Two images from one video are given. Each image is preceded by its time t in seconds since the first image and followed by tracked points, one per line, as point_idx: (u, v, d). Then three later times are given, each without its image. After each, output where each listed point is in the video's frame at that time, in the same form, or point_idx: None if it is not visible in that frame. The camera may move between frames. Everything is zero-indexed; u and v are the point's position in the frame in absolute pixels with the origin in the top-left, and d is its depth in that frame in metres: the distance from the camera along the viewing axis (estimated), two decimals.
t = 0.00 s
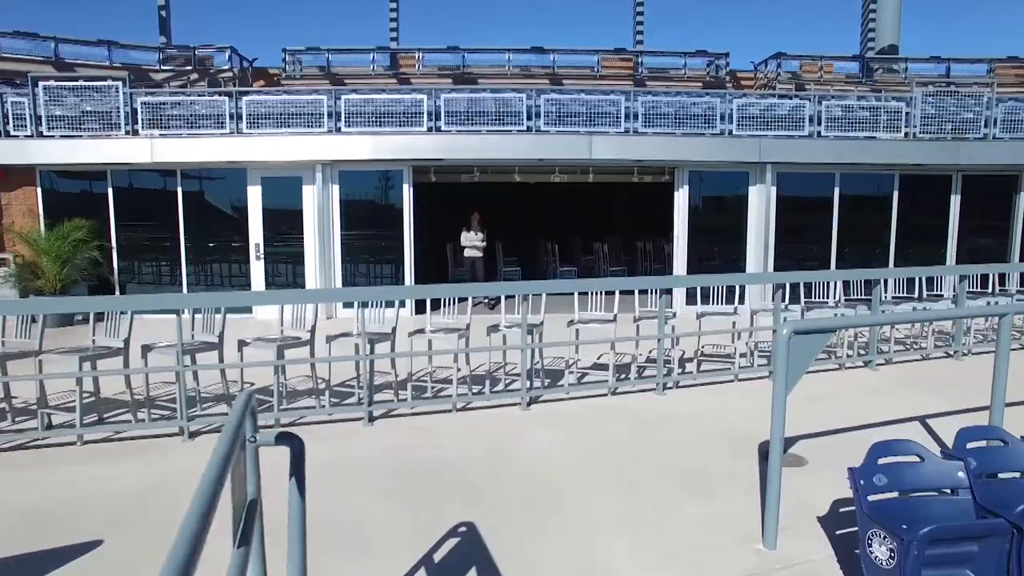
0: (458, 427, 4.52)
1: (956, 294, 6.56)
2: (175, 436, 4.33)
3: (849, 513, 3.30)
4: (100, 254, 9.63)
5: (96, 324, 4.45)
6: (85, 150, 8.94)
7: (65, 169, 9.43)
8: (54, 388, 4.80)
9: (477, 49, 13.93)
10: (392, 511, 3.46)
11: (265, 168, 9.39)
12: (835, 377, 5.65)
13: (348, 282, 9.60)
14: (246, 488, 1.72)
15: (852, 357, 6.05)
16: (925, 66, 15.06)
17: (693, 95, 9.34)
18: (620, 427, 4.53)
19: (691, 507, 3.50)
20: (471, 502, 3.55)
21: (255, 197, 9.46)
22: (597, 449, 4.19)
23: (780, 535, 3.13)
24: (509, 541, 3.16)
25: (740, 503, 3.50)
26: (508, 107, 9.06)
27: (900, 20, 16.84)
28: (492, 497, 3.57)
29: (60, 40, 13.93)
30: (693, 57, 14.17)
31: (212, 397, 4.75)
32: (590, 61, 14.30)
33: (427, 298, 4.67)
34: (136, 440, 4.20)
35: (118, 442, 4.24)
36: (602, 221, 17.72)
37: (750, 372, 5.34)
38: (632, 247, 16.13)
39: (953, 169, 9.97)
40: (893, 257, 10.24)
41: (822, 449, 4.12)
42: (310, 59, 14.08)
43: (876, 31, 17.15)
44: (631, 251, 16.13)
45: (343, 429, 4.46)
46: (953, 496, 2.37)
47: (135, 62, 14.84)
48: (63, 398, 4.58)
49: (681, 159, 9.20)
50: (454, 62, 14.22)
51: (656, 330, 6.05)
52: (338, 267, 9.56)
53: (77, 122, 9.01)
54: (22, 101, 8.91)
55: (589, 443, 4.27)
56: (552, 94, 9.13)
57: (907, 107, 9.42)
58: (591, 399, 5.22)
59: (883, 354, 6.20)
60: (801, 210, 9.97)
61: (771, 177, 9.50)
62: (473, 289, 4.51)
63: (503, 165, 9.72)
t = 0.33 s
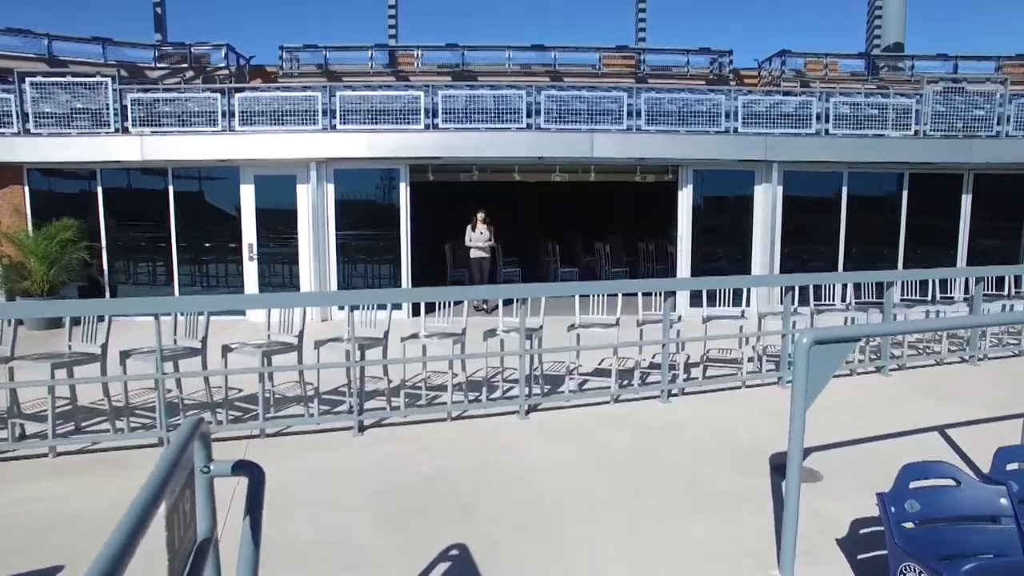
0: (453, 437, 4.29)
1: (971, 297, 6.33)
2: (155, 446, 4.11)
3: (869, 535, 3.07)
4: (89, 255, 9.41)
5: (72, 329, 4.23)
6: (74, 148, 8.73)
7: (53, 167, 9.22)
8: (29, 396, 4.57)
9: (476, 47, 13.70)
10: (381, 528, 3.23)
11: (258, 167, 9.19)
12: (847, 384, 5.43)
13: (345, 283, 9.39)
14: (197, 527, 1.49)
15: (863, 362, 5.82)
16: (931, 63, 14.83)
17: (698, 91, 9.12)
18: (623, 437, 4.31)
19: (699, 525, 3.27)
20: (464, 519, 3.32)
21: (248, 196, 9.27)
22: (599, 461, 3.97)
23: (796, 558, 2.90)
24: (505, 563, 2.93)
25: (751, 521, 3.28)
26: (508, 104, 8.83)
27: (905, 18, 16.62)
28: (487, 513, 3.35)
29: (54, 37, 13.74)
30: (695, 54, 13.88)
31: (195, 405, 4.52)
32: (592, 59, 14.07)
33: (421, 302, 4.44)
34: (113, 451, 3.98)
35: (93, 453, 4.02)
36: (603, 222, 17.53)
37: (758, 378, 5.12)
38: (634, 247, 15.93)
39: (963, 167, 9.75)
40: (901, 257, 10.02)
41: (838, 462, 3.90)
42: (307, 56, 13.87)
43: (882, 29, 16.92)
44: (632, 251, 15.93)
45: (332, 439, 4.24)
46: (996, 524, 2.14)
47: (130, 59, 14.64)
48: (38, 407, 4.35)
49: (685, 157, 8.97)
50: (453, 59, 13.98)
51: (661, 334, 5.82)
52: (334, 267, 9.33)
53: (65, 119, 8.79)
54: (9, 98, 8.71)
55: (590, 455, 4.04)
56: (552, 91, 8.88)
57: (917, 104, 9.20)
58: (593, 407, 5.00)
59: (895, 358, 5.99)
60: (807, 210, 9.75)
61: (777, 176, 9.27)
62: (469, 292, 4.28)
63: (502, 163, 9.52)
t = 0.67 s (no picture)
0: (453, 441, 4.19)
1: (982, 298, 6.22)
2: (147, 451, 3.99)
3: (884, 546, 2.96)
4: (86, 255, 9.32)
5: (63, 331, 4.13)
6: (71, 148, 8.65)
7: (49, 167, 9.14)
8: (19, 399, 4.48)
9: (477, 46, 13.60)
10: (377, 535, 3.12)
11: (257, 166, 9.10)
12: (855, 387, 5.32)
13: (344, 283, 9.29)
14: (176, 548, 1.39)
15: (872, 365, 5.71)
16: (936, 62, 14.73)
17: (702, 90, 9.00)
18: (627, 442, 4.21)
19: (707, 533, 3.16)
20: (464, 526, 3.22)
21: (246, 195, 9.19)
22: (603, 467, 3.86)
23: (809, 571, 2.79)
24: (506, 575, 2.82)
25: (762, 530, 3.17)
26: (510, 103, 8.72)
27: (909, 17, 16.50)
28: (488, 521, 3.25)
29: (52, 36, 13.65)
30: (698, 54, 13.76)
31: (190, 409, 4.42)
32: (594, 58, 13.97)
33: (421, 303, 4.33)
34: (104, 456, 3.88)
35: (83, 458, 3.91)
36: (605, 222, 17.43)
37: (764, 381, 5.02)
38: (636, 247, 15.83)
39: (971, 167, 9.63)
40: (908, 257, 9.91)
41: (850, 469, 3.79)
42: (308, 55, 13.79)
43: (886, 27, 16.81)
44: (635, 251, 15.84)
45: (329, 443, 4.14)
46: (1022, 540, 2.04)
47: (130, 58, 14.57)
48: (28, 411, 4.26)
49: (689, 156, 8.86)
50: (454, 59, 13.87)
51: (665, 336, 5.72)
52: (333, 267, 9.21)
53: (62, 118, 8.71)
54: (5, 96, 8.61)
55: (594, 461, 3.94)
56: (554, 88, 8.74)
57: (924, 103, 9.09)
58: (596, 411, 4.89)
59: (905, 361, 5.87)
60: (813, 210, 9.62)
61: (782, 175, 9.15)
62: (470, 293, 4.17)
63: (503, 163, 9.42)
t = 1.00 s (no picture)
0: (454, 445, 4.12)
1: (990, 300, 6.14)
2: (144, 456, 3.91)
3: (896, 556, 2.88)
4: (85, 255, 9.27)
5: (58, 332, 4.07)
6: (71, 147, 8.60)
7: (48, 166, 9.08)
8: (15, 402, 4.42)
9: (479, 45, 13.53)
10: (375, 541, 3.05)
11: (257, 165, 9.03)
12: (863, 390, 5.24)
13: (345, 283, 9.23)
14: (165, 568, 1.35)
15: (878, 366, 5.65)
16: (941, 61, 14.65)
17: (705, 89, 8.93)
18: (632, 446, 4.14)
19: (714, 539, 3.08)
20: (464, 531, 3.14)
21: (246, 195, 9.12)
22: (606, 472, 3.78)
23: None
24: None
25: (770, 537, 3.09)
26: (512, 102, 8.66)
27: (914, 15, 16.40)
28: (490, 527, 3.18)
29: (53, 35, 13.61)
30: (701, 53, 13.70)
31: (188, 412, 4.35)
32: (596, 58, 13.90)
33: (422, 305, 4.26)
34: (100, 460, 3.81)
35: (78, 463, 3.85)
36: (608, 222, 17.35)
37: (770, 384, 4.94)
38: (639, 247, 15.76)
39: (977, 167, 9.55)
40: (913, 258, 9.83)
41: (859, 475, 3.71)
42: (309, 55, 13.73)
43: (890, 26, 16.71)
44: (637, 252, 15.76)
45: (328, 447, 4.07)
46: None
47: (131, 58, 14.53)
48: (23, 415, 4.20)
49: (692, 156, 8.78)
50: (456, 58, 13.80)
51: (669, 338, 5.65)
52: (333, 267, 9.14)
53: (61, 117, 8.65)
54: (3, 95, 8.56)
55: (598, 466, 3.86)
56: (557, 87, 8.67)
57: (929, 102, 9.02)
58: (600, 414, 4.82)
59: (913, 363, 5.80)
60: (817, 210, 9.54)
61: (786, 175, 9.07)
62: (473, 295, 4.09)
63: (506, 163, 9.35)
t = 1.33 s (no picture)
0: (456, 452, 4.02)
1: (1001, 302, 6.03)
2: (137, 463, 3.80)
3: (915, 571, 2.78)
4: (82, 256, 9.17)
5: (50, 336, 3.96)
6: (68, 147, 8.51)
7: (45, 166, 8.98)
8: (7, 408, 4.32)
9: (481, 44, 13.44)
10: (374, 554, 2.94)
11: (257, 165, 8.94)
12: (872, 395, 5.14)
13: (345, 285, 9.13)
14: None
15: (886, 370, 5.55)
16: (945, 61, 14.55)
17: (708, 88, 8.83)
18: (637, 453, 4.04)
19: (725, 553, 2.98)
20: (467, 543, 3.04)
21: (245, 195, 9.03)
22: (612, 480, 3.68)
23: None
24: None
25: (783, 549, 2.98)
26: (514, 102, 8.56)
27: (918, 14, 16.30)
28: (493, 538, 3.07)
29: (52, 33, 13.54)
30: (703, 53, 13.61)
31: (184, 418, 4.26)
32: (598, 57, 13.81)
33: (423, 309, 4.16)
34: (92, 468, 3.72)
35: (70, 470, 3.75)
36: (610, 223, 17.27)
37: (778, 388, 4.85)
38: (642, 247, 15.65)
39: (984, 167, 9.44)
40: (919, 259, 9.72)
41: (872, 484, 3.61)
42: (309, 54, 13.63)
43: (894, 25, 16.62)
44: (640, 253, 15.65)
45: (326, 454, 3.97)
46: None
47: (130, 57, 14.45)
48: (16, 421, 4.11)
49: (696, 156, 8.68)
50: (457, 57, 13.71)
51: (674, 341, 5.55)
52: (333, 268, 9.05)
53: (58, 116, 8.54)
54: None
55: (603, 474, 3.76)
56: (559, 86, 8.57)
57: (936, 101, 8.92)
58: (605, 419, 4.73)
59: (923, 366, 5.70)
60: (822, 210, 9.44)
61: (791, 176, 8.96)
62: (474, 298, 4.00)
63: (508, 163, 9.25)
